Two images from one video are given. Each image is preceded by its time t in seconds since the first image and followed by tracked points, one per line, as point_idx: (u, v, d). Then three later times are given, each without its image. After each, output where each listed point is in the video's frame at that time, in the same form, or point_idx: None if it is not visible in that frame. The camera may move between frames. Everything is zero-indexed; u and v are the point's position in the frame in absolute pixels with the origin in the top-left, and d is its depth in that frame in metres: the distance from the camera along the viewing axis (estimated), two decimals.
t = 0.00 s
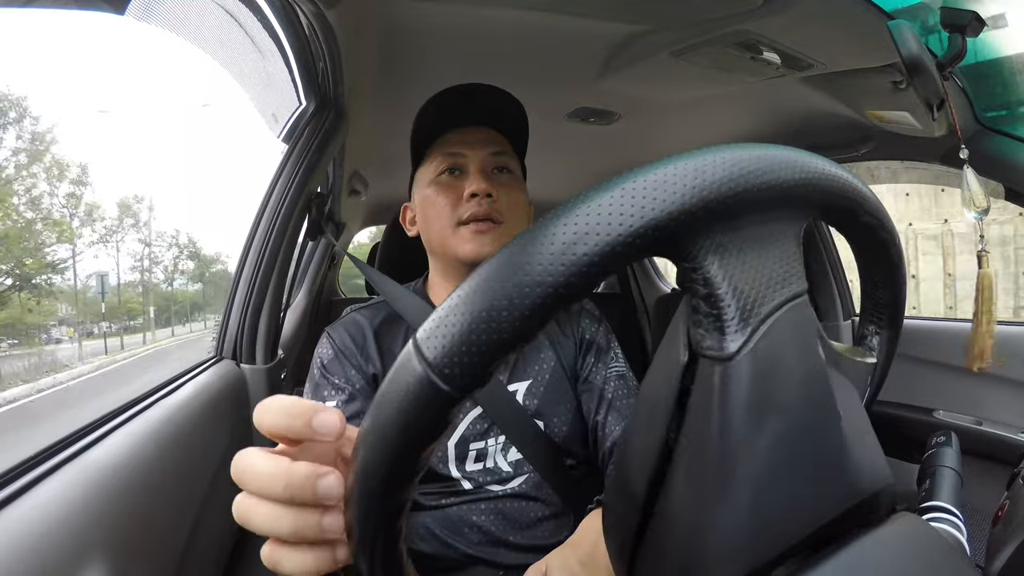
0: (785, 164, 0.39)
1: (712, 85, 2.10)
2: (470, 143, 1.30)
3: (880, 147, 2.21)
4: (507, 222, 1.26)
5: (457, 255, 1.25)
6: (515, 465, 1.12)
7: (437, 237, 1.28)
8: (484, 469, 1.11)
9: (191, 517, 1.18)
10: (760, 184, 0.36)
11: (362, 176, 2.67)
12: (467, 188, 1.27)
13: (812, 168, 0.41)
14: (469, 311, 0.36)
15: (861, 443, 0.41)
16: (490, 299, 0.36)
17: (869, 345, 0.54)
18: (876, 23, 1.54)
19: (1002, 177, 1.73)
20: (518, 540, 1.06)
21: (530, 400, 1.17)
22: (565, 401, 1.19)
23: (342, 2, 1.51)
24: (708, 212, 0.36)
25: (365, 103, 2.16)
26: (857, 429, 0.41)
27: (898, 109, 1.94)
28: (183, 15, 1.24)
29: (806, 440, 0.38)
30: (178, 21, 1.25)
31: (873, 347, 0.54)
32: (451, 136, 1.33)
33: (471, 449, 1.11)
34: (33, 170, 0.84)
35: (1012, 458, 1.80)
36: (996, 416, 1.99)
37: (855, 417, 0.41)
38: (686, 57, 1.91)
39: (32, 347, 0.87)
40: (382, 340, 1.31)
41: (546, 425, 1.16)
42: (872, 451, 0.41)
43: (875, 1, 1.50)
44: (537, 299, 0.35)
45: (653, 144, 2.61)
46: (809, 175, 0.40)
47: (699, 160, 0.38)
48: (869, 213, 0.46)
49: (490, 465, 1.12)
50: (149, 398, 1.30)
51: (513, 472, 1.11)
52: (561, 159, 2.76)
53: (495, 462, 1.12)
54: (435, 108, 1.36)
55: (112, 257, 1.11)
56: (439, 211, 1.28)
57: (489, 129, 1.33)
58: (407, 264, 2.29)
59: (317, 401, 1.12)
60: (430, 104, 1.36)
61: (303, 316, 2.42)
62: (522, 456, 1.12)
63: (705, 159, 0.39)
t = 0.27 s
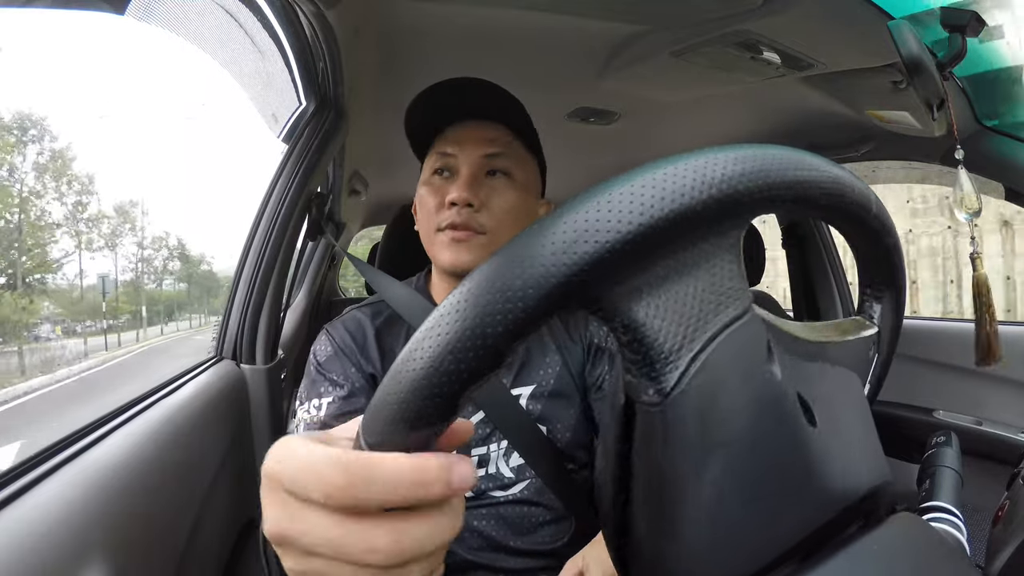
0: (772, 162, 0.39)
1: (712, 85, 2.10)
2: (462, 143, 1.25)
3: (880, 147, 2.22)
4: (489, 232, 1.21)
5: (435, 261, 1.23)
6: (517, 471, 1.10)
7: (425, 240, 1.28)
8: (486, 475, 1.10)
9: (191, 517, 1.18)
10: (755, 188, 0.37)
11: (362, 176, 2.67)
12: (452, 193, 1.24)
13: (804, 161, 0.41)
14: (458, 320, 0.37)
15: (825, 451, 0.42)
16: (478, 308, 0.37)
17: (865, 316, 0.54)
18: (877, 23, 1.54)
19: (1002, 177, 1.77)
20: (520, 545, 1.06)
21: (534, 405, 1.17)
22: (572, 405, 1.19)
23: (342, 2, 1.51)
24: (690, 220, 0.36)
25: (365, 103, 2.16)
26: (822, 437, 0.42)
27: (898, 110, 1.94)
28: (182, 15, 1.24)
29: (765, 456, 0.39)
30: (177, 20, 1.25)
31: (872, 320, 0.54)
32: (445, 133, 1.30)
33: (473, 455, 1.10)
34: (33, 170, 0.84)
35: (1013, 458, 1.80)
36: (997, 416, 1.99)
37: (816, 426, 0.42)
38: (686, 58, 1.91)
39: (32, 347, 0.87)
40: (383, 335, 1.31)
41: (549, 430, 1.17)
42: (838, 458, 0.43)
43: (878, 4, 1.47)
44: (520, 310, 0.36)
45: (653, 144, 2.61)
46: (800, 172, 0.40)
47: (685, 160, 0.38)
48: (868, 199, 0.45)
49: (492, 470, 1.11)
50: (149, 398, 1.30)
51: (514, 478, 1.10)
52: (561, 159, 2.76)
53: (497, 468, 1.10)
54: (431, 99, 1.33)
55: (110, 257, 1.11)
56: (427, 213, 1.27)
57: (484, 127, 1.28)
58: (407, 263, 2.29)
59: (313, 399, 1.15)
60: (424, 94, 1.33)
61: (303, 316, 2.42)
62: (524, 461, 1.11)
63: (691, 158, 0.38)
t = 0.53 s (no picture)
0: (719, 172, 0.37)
1: (712, 85, 2.10)
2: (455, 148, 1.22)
3: (880, 147, 2.21)
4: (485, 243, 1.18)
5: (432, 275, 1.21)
6: (520, 478, 1.10)
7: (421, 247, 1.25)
8: (489, 484, 1.10)
9: (191, 518, 1.18)
10: (733, 199, 0.37)
11: (362, 176, 2.67)
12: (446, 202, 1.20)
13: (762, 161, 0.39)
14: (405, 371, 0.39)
15: (790, 470, 0.41)
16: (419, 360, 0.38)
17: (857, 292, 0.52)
18: (877, 22, 1.54)
19: (1003, 177, 1.76)
20: (521, 550, 1.06)
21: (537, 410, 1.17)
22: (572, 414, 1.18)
23: (341, 2, 1.51)
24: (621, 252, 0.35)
25: (365, 103, 2.16)
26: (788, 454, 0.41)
27: (899, 109, 1.94)
28: (182, 15, 1.24)
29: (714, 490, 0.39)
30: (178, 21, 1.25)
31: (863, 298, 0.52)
32: (439, 135, 1.26)
33: (476, 464, 1.11)
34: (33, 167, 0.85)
35: (1013, 458, 1.81)
36: (997, 416, 1.99)
37: (776, 447, 0.41)
38: (686, 58, 1.91)
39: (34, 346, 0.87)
40: (379, 342, 1.31)
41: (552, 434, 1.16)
42: (808, 477, 0.42)
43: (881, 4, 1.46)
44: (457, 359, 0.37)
45: (653, 144, 2.61)
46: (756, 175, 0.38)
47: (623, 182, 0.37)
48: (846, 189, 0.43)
49: (495, 479, 1.11)
50: (149, 398, 1.30)
51: (517, 486, 1.10)
52: (560, 159, 2.76)
53: (500, 476, 1.10)
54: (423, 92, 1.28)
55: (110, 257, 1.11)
56: (421, 221, 1.24)
57: (479, 128, 1.24)
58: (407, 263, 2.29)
59: (311, 413, 1.17)
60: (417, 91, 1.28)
61: (303, 316, 2.42)
62: (527, 469, 1.10)
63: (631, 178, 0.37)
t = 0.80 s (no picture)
0: (630, 206, 0.38)
1: (712, 85, 2.10)
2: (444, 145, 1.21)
3: (880, 147, 2.21)
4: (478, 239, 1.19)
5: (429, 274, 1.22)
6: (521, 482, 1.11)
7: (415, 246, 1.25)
8: (491, 486, 1.09)
9: (190, 518, 1.17)
10: (683, 221, 0.38)
11: (362, 176, 2.67)
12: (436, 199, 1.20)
13: (684, 180, 0.39)
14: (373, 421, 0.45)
15: (754, 495, 0.40)
16: (383, 410, 0.44)
17: (840, 273, 0.49)
18: (877, 22, 1.54)
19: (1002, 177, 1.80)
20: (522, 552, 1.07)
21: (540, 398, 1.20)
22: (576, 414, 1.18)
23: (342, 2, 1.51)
24: (532, 309, 0.38)
25: (365, 103, 2.16)
26: (753, 479, 0.40)
27: (898, 109, 1.94)
28: (182, 15, 1.24)
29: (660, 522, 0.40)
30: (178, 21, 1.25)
31: (850, 276, 0.49)
32: (426, 134, 1.25)
33: (478, 467, 1.09)
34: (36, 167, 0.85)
35: (1013, 458, 1.81)
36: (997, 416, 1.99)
37: (731, 474, 0.41)
38: (686, 57, 1.91)
39: (36, 347, 0.87)
40: (376, 343, 1.30)
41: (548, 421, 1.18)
42: (774, 501, 0.40)
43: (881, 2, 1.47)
44: (410, 412, 0.42)
45: (653, 144, 2.61)
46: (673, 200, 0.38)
47: (540, 227, 0.39)
48: (802, 182, 0.41)
49: (497, 481, 1.10)
50: (149, 398, 1.29)
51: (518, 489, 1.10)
52: (560, 159, 2.76)
53: (502, 479, 1.10)
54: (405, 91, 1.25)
55: (111, 256, 1.11)
56: (413, 220, 1.24)
57: (463, 122, 1.23)
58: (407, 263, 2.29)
59: (309, 416, 1.19)
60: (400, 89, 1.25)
61: (303, 316, 2.42)
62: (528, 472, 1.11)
63: (549, 222, 0.39)
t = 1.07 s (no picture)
0: (565, 239, 0.37)
1: (712, 85, 2.10)
2: (443, 132, 1.26)
3: (880, 147, 2.21)
4: (484, 211, 1.19)
5: (442, 255, 1.19)
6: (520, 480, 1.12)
7: (421, 235, 1.23)
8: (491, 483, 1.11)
9: (190, 518, 1.17)
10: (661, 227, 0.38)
11: (362, 176, 2.67)
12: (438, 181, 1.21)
13: (621, 205, 0.38)
14: (351, 465, 0.47)
15: (727, 515, 0.40)
16: (358, 456, 0.46)
17: (821, 265, 0.49)
18: (877, 22, 1.54)
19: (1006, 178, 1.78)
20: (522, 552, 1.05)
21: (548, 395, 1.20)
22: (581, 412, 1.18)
23: (342, 2, 1.52)
24: (479, 356, 0.39)
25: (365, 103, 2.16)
26: (725, 497, 0.41)
27: (899, 109, 1.94)
28: (182, 15, 1.24)
29: (629, 544, 0.41)
30: (178, 20, 1.25)
31: (833, 269, 0.49)
32: (423, 131, 1.30)
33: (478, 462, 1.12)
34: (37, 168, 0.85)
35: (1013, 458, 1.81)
36: (997, 416, 1.98)
37: (702, 496, 0.41)
38: (686, 58, 1.91)
39: (38, 347, 0.87)
40: (381, 343, 1.31)
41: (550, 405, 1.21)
42: (748, 520, 0.40)
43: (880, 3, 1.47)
44: (381, 458, 0.44)
45: (653, 144, 2.61)
46: (609, 228, 0.37)
47: (481, 270, 0.40)
48: (758, 185, 0.40)
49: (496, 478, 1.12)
50: (149, 398, 1.30)
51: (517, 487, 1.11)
52: (560, 159, 2.76)
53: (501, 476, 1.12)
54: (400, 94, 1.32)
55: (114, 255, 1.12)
56: (417, 208, 1.23)
57: (457, 115, 1.29)
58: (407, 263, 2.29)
59: (314, 415, 1.17)
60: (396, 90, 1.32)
61: (303, 316, 2.42)
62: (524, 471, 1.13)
63: (489, 263, 0.39)
